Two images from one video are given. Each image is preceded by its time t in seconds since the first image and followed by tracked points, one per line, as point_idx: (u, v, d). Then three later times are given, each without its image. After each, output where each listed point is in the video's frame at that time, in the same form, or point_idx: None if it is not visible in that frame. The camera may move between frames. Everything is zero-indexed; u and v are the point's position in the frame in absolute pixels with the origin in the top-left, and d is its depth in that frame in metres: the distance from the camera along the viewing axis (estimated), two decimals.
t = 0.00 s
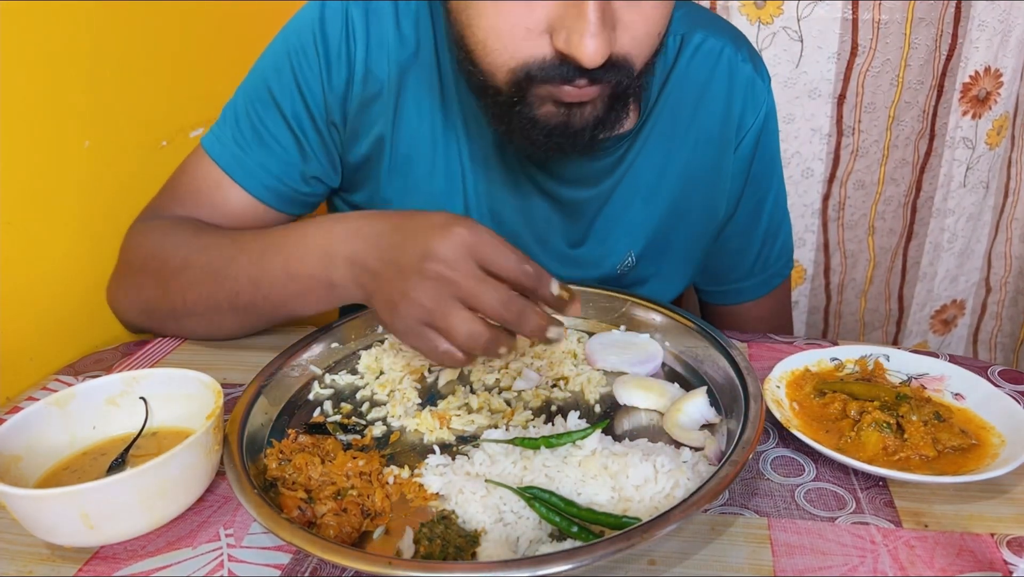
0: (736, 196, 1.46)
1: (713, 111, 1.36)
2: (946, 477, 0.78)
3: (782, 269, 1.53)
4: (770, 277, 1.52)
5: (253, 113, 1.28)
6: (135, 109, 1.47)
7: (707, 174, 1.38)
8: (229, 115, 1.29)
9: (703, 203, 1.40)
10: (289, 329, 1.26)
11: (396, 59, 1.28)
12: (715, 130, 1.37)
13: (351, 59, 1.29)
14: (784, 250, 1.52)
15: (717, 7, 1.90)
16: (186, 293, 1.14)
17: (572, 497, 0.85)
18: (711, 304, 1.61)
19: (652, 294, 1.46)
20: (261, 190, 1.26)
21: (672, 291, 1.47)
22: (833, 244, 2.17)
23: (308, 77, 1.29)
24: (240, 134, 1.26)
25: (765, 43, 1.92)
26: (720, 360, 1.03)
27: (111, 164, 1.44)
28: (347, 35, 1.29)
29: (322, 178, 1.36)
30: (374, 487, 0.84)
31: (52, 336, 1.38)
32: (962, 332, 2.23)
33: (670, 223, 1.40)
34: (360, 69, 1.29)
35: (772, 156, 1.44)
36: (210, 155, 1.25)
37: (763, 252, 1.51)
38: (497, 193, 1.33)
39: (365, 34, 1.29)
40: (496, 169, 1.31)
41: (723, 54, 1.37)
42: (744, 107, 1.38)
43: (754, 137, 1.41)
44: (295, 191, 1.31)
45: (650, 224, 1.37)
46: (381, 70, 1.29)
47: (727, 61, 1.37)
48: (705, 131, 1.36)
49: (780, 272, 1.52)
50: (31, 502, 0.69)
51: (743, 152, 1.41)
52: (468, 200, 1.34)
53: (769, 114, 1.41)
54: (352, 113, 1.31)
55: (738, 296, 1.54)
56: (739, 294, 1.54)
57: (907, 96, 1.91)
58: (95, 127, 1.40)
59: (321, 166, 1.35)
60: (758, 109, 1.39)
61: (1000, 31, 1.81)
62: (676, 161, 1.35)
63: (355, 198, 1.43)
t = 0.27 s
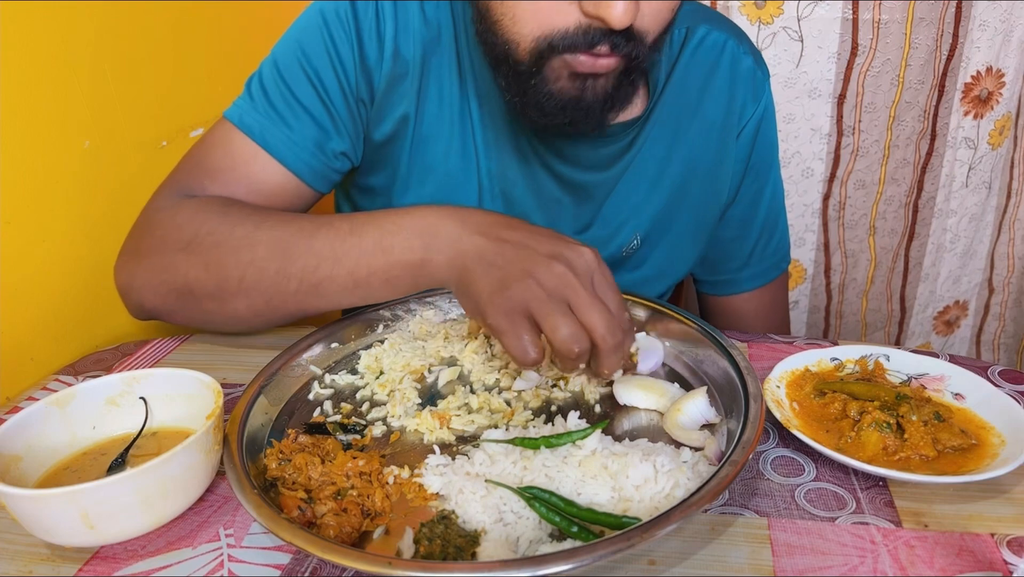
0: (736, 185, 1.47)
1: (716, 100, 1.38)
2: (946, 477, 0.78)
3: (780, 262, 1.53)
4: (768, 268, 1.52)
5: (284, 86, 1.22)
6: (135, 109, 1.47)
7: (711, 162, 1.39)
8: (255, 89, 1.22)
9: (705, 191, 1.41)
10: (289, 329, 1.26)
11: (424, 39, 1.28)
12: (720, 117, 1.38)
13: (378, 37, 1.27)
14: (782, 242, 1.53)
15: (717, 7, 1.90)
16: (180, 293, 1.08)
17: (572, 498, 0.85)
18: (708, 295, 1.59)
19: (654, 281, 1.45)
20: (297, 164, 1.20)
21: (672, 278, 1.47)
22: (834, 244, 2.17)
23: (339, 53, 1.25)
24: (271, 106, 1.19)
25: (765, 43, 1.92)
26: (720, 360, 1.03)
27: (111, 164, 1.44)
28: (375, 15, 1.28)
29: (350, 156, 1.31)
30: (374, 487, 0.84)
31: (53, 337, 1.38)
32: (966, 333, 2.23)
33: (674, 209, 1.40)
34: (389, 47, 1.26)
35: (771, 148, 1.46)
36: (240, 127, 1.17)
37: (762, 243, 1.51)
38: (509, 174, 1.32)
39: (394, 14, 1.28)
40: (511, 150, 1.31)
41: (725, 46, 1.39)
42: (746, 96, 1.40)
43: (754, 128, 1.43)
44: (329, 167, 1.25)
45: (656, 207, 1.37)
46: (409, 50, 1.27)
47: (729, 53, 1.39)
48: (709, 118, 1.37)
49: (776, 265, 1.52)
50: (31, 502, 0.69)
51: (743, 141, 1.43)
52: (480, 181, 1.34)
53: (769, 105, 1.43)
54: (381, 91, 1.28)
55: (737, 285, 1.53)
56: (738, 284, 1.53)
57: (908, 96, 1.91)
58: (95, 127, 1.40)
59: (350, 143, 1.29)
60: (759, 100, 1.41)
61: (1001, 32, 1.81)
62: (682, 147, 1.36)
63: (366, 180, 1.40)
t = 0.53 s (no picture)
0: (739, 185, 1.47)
1: (722, 98, 1.38)
2: (946, 477, 0.78)
3: (781, 262, 1.53)
4: (769, 268, 1.52)
5: (299, 76, 1.21)
6: (135, 109, 1.47)
7: (715, 159, 1.39)
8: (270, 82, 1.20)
9: (709, 188, 1.41)
10: (289, 329, 1.26)
11: (438, 34, 1.28)
12: (725, 115, 1.38)
13: (389, 30, 1.27)
14: (783, 243, 1.53)
15: (717, 7, 1.91)
16: (187, 292, 1.07)
17: (572, 497, 0.85)
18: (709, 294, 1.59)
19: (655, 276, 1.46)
20: (315, 153, 1.18)
21: (672, 274, 1.47)
22: (834, 244, 2.17)
23: (353, 46, 1.25)
24: (286, 96, 1.18)
25: (766, 43, 1.92)
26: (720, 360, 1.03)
27: (111, 164, 1.44)
28: (389, 10, 1.28)
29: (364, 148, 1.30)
30: (374, 487, 0.84)
31: (53, 337, 1.38)
32: (966, 333, 2.23)
33: (678, 207, 1.40)
34: (404, 40, 1.27)
35: (775, 147, 1.46)
36: (254, 116, 1.15)
37: (763, 242, 1.51)
38: (517, 167, 1.32)
39: (408, 10, 1.28)
40: (521, 143, 1.31)
41: (732, 46, 1.39)
42: (751, 95, 1.40)
43: (760, 127, 1.42)
44: (344, 157, 1.24)
45: (659, 203, 1.37)
46: (423, 44, 1.27)
47: (735, 53, 1.39)
48: (714, 116, 1.37)
49: (777, 266, 1.52)
50: (31, 502, 0.69)
51: (748, 139, 1.42)
52: (489, 174, 1.34)
53: (774, 104, 1.43)
54: (395, 83, 1.28)
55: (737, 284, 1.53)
56: (739, 282, 1.52)
57: (907, 96, 1.91)
58: (95, 127, 1.40)
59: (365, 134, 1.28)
60: (764, 99, 1.41)
61: (1002, 32, 1.81)
62: (687, 144, 1.36)
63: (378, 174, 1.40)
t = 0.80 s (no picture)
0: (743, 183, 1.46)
1: (728, 96, 1.38)
2: (946, 477, 0.78)
3: (782, 262, 1.54)
4: (772, 267, 1.52)
5: (306, 78, 1.22)
6: (135, 109, 1.47)
7: (720, 157, 1.39)
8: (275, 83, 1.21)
9: (714, 186, 1.41)
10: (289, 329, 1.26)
11: (443, 34, 1.28)
12: (731, 113, 1.38)
13: (396, 31, 1.27)
14: (785, 241, 1.53)
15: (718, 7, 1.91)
16: (187, 293, 1.08)
17: (572, 498, 0.85)
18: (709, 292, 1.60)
19: (661, 274, 1.45)
20: (321, 154, 1.19)
21: (676, 272, 1.46)
22: (834, 243, 2.17)
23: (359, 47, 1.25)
24: (294, 98, 1.19)
25: (766, 43, 1.92)
26: (720, 359, 1.03)
27: (111, 164, 1.44)
28: (393, 11, 1.29)
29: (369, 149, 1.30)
30: (374, 487, 0.84)
31: (53, 336, 1.38)
32: (965, 332, 2.22)
33: (683, 204, 1.39)
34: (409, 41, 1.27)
35: (779, 146, 1.46)
36: (263, 119, 1.17)
37: (766, 241, 1.51)
38: (522, 164, 1.32)
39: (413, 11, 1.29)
40: (526, 139, 1.30)
41: (737, 44, 1.39)
42: (756, 93, 1.41)
43: (764, 126, 1.43)
44: (350, 159, 1.25)
45: (665, 199, 1.37)
46: (429, 44, 1.28)
47: (741, 51, 1.39)
48: (721, 114, 1.37)
49: (779, 264, 1.53)
50: (30, 502, 0.69)
51: (753, 137, 1.42)
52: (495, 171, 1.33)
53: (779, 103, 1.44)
54: (400, 84, 1.28)
55: (738, 282, 1.53)
56: (740, 280, 1.52)
57: (907, 96, 1.91)
58: (95, 126, 1.39)
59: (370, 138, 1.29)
60: (768, 98, 1.42)
61: (1002, 31, 1.80)
62: (693, 141, 1.36)
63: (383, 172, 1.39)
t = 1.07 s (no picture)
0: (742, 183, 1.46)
1: (726, 96, 1.37)
2: (946, 477, 0.78)
3: (781, 261, 1.53)
4: (771, 266, 1.52)
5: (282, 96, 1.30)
6: (134, 109, 1.47)
7: (719, 156, 1.39)
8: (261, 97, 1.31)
9: (712, 185, 1.40)
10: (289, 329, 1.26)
11: (424, 40, 1.28)
12: (729, 112, 1.38)
13: (376, 39, 1.28)
14: (784, 240, 1.53)
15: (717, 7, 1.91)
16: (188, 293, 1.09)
17: (572, 498, 0.85)
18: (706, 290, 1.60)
19: (659, 273, 1.44)
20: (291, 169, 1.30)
21: (674, 271, 1.45)
22: (832, 243, 2.17)
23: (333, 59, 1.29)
24: (273, 117, 1.29)
25: (766, 43, 1.92)
26: (720, 359, 1.03)
27: (111, 164, 1.44)
28: (373, 19, 1.29)
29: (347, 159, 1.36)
30: (374, 487, 0.84)
31: (53, 336, 1.38)
32: (960, 329, 2.23)
33: (681, 204, 1.39)
34: (386, 49, 1.28)
35: (778, 146, 1.46)
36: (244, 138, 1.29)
37: (765, 240, 1.51)
38: (516, 164, 1.31)
39: (393, 18, 1.29)
40: (519, 141, 1.30)
41: (736, 44, 1.39)
42: (754, 93, 1.40)
43: (763, 125, 1.42)
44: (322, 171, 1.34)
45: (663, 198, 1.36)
46: (408, 50, 1.28)
47: (739, 51, 1.39)
48: (718, 114, 1.37)
49: (779, 263, 1.53)
50: (30, 502, 0.69)
51: (753, 136, 1.41)
52: (489, 170, 1.32)
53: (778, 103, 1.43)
54: (375, 92, 1.30)
55: (738, 281, 1.53)
56: (740, 280, 1.53)
57: (905, 96, 1.91)
58: (95, 126, 1.39)
59: (346, 149, 1.35)
60: (767, 98, 1.41)
61: (998, 31, 1.80)
62: (690, 139, 1.35)
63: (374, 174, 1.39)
